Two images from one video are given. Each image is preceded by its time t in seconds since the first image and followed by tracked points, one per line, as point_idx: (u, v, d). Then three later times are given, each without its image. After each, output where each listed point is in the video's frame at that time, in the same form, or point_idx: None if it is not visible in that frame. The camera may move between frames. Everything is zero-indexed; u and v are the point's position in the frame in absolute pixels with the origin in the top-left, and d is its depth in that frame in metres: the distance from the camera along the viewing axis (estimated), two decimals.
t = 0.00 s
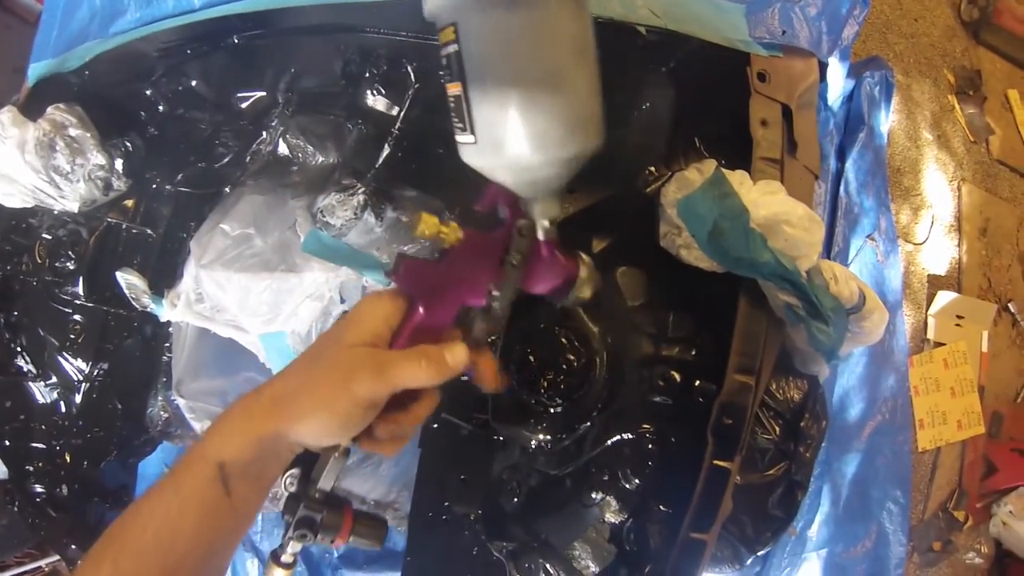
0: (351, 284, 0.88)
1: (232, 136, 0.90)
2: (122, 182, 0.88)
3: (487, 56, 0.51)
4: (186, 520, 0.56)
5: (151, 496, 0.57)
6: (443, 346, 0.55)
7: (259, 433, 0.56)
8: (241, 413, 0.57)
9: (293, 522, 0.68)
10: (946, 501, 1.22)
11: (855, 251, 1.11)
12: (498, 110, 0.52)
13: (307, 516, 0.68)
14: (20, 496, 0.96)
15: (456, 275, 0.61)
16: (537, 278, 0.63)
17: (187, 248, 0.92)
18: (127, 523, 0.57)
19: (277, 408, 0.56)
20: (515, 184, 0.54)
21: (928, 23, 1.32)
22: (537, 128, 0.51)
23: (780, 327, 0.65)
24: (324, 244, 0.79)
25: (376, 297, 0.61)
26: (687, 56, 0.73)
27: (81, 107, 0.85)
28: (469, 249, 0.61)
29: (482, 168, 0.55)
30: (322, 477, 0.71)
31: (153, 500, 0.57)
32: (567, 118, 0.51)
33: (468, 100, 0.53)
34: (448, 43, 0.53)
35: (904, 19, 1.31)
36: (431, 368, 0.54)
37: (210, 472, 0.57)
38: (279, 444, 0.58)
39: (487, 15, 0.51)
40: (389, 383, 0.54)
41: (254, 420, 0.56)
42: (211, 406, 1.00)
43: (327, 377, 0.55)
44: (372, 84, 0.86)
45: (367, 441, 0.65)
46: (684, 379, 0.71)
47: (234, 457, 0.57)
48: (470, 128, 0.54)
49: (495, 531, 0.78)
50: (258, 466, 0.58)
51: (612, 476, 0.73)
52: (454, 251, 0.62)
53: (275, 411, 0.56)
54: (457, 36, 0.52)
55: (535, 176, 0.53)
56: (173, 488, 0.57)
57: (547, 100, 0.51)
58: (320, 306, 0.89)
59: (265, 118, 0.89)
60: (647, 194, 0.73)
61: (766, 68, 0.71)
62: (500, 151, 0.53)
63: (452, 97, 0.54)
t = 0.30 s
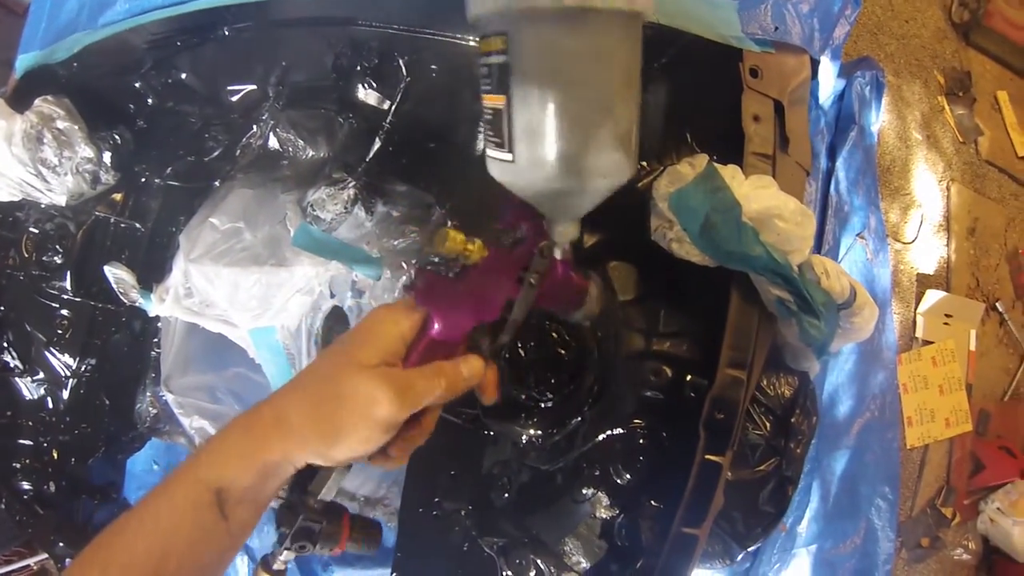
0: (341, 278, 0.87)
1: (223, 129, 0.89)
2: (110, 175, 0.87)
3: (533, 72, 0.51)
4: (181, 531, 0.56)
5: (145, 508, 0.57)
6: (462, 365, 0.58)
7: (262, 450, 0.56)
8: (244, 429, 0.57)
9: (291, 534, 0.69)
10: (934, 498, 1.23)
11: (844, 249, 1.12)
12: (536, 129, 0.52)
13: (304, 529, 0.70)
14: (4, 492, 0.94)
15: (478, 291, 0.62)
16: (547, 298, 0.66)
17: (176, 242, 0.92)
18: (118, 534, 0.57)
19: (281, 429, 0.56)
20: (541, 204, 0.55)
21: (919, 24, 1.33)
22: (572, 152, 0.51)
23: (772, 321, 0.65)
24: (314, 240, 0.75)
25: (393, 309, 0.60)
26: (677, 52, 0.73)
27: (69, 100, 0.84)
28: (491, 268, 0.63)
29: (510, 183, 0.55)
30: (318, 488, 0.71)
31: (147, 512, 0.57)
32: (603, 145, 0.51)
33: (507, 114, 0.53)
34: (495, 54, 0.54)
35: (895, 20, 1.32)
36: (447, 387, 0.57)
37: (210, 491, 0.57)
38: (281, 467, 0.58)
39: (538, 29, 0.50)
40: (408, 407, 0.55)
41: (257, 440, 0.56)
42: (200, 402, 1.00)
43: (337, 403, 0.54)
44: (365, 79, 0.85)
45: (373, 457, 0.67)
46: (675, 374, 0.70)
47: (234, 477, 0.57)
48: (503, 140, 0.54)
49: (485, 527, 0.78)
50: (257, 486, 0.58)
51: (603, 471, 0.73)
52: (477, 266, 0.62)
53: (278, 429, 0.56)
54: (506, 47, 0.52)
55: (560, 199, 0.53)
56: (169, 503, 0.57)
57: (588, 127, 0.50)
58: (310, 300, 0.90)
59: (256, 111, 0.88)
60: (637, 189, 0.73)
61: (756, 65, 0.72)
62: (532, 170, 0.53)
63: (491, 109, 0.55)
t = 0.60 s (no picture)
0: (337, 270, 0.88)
1: (220, 118, 0.89)
2: (105, 163, 0.87)
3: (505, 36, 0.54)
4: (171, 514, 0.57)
5: (138, 494, 0.58)
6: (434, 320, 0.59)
7: (253, 431, 0.57)
8: (234, 412, 0.58)
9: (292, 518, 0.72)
10: (918, 499, 1.25)
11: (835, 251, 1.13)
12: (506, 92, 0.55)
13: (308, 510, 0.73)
14: None
15: (444, 252, 0.66)
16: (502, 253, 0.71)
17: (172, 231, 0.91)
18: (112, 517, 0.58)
19: (275, 414, 0.57)
20: (500, 163, 0.61)
21: (915, 31, 1.35)
22: (542, 117, 0.56)
23: (766, 317, 0.67)
24: (311, 231, 0.83)
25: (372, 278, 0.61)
26: (676, 54, 0.73)
27: (67, 86, 0.84)
28: (452, 228, 0.67)
29: (472, 143, 0.59)
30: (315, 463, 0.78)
31: (130, 507, 0.57)
32: (567, 116, 0.58)
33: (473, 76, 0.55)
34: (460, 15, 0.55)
35: (891, 27, 1.34)
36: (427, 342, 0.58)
37: (201, 478, 0.58)
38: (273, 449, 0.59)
39: None
40: (394, 368, 0.57)
41: (244, 430, 0.57)
42: (192, 391, 1.00)
43: (328, 383, 0.56)
44: (365, 71, 0.85)
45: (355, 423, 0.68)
46: (670, 368, 0.71)
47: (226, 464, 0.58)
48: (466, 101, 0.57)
49: (478, 520, 0.78)
50: (242, 478, 0.59)
51: (598, 464, 0.74)
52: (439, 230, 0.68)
53: (269, 409, 0.57)
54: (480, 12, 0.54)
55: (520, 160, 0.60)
56: (162, 491, 0.58)
57: (562, 94, 0.56)
58: (304, 291, 0.89)
59: (255, 101, 0.88)
60: (636, 185, 0.74)
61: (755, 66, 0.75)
62: (500, 133, 0.57)
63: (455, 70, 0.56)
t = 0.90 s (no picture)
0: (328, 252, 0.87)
1: (216, 89, 0.88)
2: (95, 122, 0.85)
3: (528, 47, 0.67)
4: (221, 518, 0.49)
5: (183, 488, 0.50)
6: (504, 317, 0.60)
7: (314, 419, 0.50)
8: (294, 399, 0.51)
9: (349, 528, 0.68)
10: (875, 519, 1.28)
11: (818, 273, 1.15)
12: (541, 81, 0.66)
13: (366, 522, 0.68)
14: None
15: (502, 256, 0.66)
16: (566, 257, 0.70)
17: (157, 197, 0.88)
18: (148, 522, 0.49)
19: (332, 390, 0.50)
20: (550, 152, 0.68)
21: (903, 70, 1.40)
22: (575, 91, 0.66)
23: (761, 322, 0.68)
24: (305, 208, 0.83)
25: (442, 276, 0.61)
26: (689, 65, 0.75)
27: (62, 39, 0.82)
28: (512, 233, 0.67)
29: (528, 136, 0.67)
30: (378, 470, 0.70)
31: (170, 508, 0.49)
32: (599, 89, 0.67)
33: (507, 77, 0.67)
34: (487, 37, 0.68)
35: (882, 64, 1.39)
36: (499, 334, 0.58)
37: (254, 466, 0.50)
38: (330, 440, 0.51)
39: (531, 16, 0.67)
40: (459, 352, 0.54)
41: (302, 414, 0.50)
42: (167, 363, 0.97)
43: (389, 359, 0.51)
44: (377, 52, 0.86)
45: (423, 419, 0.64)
46: (664, 365, 0.75)
47: (281, 449, 0.50)
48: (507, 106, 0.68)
49: (457, 512, 0.78)
50: (303, 468, 0.52)
51: (589, 455, 0.77)
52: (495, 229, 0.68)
53: (333, 396, 0.50)
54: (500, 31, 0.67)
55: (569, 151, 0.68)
56: (208, 479, 0.50)
57: (586, 69, 0.66)
58: (293, 269, 0.87)
59: (258, 74, 0.87)
60: (643, 188, 0.74)
61: (765, 86, 0.76)
62: (539, 118, 0.66)
63: (491, 81, 0.68)
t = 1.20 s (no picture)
0: (311, 223, 0.82)
1: (208, 42, 0.84)
2: (77, 58, 0.79)
3: (573, 50, 0.62)
4: (244, 501, 0.51)
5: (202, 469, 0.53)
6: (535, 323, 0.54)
7: (332, 409, 0.52)
8: (313, 391, 0.53)
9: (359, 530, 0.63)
10: (817, 540, 1.33)
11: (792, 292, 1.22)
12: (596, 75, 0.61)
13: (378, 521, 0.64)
14: None
15: (544, 259, 0.62)
16: (603, 264, 0.68)
17: (135, 144, 0.81)
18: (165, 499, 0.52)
19: (348, 384, 0.52)
20: (603, 160, 0.62)
21: (878, 117, 1.48)
22: (631, 82, 0.61)
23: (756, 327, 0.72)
24: (293, 173, 0.78)
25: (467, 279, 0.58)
26: (703, 78, 0.77)
27: None
28: (554, 233, 0.62)
29: (593, 129, 0.61)
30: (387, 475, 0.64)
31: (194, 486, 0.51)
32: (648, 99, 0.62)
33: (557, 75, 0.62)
34: (533, 40, 0.64)
35: (859, 110, 1.46)
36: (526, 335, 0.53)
37: (272, 452, 0.52)
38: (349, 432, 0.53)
39: (578, 19, 0.62)
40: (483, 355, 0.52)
41: (321, 403, 0.52)
42: (125, 322, 0.85)
43: (402, 354, 0.52)
44: (392, 24, 0.85)
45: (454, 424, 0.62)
46: (656, 365, 0.77)
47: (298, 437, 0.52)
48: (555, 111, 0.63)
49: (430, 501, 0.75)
50: (324, 454, 0.54)
51: (579, 448, 0.79)
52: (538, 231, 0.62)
53: (351, 387, 0.52)
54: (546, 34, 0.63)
55: (618, 161, 0.62)
56: (230, 464, 0.52)
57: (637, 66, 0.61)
58: (273, 236, 0.81)
59: (258, 33, 0.84)
60: (653, 189, 0.77)
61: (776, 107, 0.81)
62: (588, 124, 0.61)
63: (535, 86, 0.64)
